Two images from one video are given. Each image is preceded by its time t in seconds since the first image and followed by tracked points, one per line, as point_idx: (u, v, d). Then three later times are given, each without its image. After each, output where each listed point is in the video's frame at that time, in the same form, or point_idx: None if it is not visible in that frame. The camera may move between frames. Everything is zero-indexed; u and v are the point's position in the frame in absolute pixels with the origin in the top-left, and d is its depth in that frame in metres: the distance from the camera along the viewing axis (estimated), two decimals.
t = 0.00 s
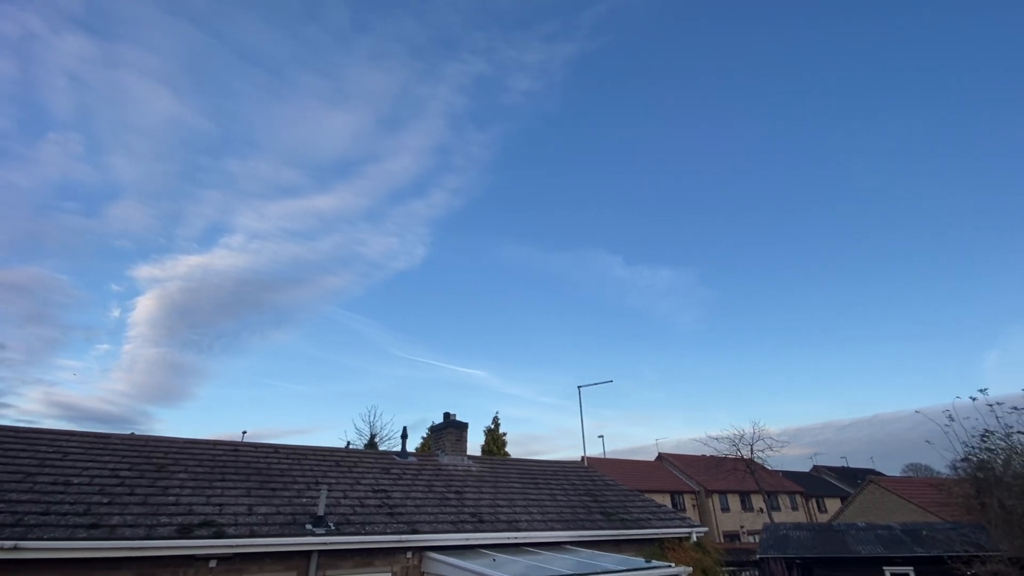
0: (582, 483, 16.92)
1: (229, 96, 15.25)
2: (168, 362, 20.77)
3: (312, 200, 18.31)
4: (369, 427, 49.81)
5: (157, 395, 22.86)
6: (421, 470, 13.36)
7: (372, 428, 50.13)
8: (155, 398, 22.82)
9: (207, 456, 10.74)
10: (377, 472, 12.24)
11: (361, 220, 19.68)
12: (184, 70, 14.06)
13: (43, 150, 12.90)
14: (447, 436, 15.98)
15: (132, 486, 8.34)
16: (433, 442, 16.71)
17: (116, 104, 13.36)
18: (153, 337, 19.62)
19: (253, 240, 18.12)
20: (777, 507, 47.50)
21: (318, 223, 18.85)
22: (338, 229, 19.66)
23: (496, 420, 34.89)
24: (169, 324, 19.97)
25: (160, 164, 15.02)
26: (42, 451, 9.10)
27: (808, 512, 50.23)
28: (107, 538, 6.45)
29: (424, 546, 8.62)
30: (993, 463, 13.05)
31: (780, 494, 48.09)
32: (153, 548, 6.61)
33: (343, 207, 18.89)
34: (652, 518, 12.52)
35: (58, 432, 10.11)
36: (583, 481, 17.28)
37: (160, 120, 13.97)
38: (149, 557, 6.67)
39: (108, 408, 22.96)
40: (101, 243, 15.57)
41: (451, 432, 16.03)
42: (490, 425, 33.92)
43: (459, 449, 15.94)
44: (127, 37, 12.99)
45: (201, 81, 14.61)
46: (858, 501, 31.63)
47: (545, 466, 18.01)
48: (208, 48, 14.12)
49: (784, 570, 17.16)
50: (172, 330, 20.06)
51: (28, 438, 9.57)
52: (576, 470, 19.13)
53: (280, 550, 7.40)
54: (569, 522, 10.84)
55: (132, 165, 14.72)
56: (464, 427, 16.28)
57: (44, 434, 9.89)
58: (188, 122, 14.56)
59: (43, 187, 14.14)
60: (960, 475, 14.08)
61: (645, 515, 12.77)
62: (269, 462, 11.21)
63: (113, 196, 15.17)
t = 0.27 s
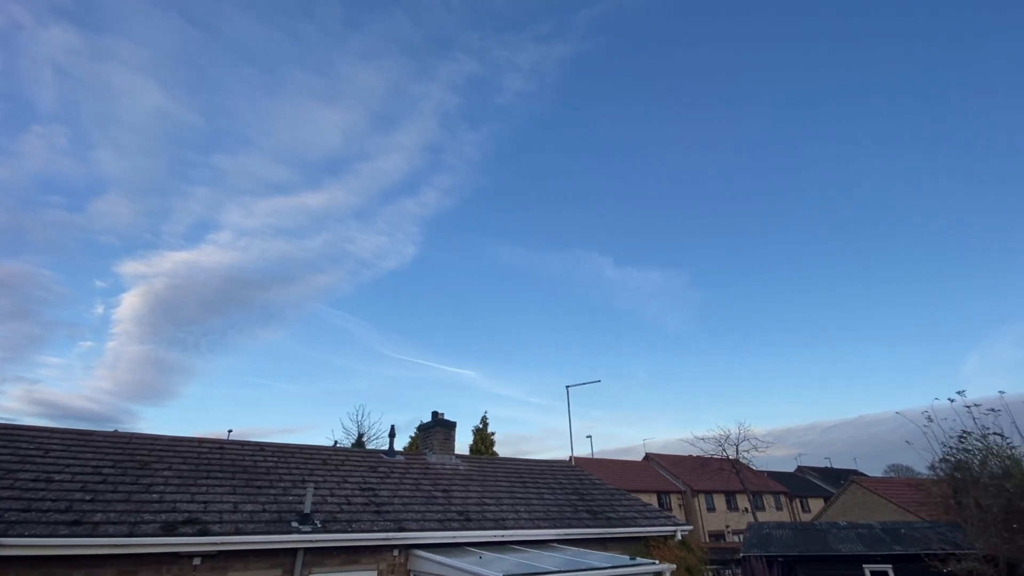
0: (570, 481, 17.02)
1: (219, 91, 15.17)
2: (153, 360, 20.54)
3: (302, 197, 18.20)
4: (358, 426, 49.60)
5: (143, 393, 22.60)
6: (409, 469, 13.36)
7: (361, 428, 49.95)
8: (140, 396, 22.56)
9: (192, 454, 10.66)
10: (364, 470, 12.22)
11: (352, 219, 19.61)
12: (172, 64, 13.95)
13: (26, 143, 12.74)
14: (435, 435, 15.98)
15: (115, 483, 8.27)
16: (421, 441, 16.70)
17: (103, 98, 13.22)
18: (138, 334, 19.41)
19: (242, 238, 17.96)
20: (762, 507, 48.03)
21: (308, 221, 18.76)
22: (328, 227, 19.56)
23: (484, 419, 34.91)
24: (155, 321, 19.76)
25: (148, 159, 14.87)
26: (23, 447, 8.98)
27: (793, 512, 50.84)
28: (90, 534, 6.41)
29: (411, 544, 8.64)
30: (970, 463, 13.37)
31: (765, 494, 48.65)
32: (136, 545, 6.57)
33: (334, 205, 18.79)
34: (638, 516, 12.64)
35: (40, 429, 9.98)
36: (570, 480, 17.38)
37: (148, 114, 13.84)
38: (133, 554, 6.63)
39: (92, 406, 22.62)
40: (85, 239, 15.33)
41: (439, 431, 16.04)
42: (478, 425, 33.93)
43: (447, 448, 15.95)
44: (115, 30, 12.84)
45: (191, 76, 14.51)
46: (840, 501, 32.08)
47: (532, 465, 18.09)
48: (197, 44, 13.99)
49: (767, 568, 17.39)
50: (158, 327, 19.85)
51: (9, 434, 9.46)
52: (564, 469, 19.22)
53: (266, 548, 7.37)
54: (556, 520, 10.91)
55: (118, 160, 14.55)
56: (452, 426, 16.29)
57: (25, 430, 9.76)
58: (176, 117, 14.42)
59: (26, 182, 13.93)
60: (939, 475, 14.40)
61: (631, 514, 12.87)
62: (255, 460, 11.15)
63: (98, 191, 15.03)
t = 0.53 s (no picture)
0: (562, 481, 17.06)
1: (212, 87, 15.05)
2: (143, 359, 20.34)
3: (295, 195, 18.09)
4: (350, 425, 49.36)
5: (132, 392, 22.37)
6: (401, 468, 13.34)
7: (353, 428, 49.75)
8: (128, 395, 22.34)
9: (182, 453, 10.57)
10: (356, 469, 12.19)
11: (345, 217, 19.55)
12: (164, 61, 13.85)
13: (14, 137, 12.60)
14: (428, 435, 15.97)
15: (104, 482, 8.19)
16: (414, 440, 16.67)
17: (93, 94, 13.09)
18: (127, 332, 19.22)
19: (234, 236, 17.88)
20: (752, 507, 48.37)
21: (300, 219, 18.68)
22: (321, 225, 19.49)
23: (476, 419, 34.89)
24: (145, 319, 19.58)
25: (139, 155, 14.73)
26: (10, 446, 8.87)
27: (782, 512, 51.22)
28: (77, 533, 6.35)
29: (402, 543, 8.62)
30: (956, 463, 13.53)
31: (755, 494, 48.99)
32: (124, 545, 6.51)
33: (327, 203, 18.71)
34: (629, 516, 12.68)
35: (27, 427, 9.86)
36: (562, 480, 17.41)
37: (138, 111, 13.71)
38: (121, 554, 6.58)
39: (80, 404, 22.36)
40: (74, 235, 15.16)
41: (431, 430, 16.02)
42: (471, 424, 33.91)
43: (439, 448, 15.94)
44: (107, 25, 12.71)
45: (184, 72, 14.42)
46: (829, 501, 32.37)
47: (524, 465, 18.11)
48: (190, 41, 13.89)
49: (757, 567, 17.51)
50: (147, 325, 19.68)
51: None
52: (556, 468, 19.25)
53: (256, 547, 7.34)
54: (548, 520, 10.93)
55: (108, 156, 14.38)
56: (444, 426, 16.28)
57: (12, 428, 9.64)
58: (167, 113, 14.31)
59: (13, 177, 13.75)
60: (926, 476, 14.59)
61: (622, 514, 12.91)
62: (246, 459, 11.09)
63: (87, 186, 14.93)
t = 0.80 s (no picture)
0: (559, 481, 17.06)
1: (209, 86, 14.99)
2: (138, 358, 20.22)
3: (292, 194, 18.04)
4: (346, 425, 49.25)
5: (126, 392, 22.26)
6: (398, 467, 13.32)
7: (349, 428, 49.64)
8: (122, 394, 22.21)
9: (177, 452, 10.52)
10: (353, 469, 12.16)
11: (342, 217, 19.50)
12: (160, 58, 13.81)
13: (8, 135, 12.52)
14: (424, 434, 15.94)
15: (98, 481, 8.14)
16: (410, 439, 16.64)
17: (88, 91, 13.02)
18: (122, 331, 19.11)
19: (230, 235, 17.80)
20: (747, 507, 48.54)
21: (298, 218, 18.63)
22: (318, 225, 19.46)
23: (473, 419, 34.85)
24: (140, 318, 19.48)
25: (134, 153, 14.66)
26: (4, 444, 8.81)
27: (777, 512, 51.42)
28: (72, 532, 6.30)
29: (399, 543, 8.61)
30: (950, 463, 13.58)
31: (750, 494, 49.15)
32: (119, 544, 6.47)
33: (324, 203, 18.65)
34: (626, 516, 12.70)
35: (21, 425, 9.79)
36: (559, 479, 17.42)
37: (134, 109, 13.66)
38: (117, 553, 6.54)
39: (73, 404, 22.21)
40: (69, 233, 15.06)
41: (428, 429, 16.00)
42: (467, 424, 33.89)
43: (436, 447, 15.93)
44: (104, 23, 12.66)
45: (181, 70, 14.37)
46: (824, 501, 32.49)
47: (521, 464, 18.10)
48: (187, 38, 13.84)
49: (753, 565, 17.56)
50: (142, 324, 19.58)
51: None
52: (552, 468, 19.25)
53: (252, 547, 7.31)
54: (545, 519, 10.93)
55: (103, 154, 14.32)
56: (441, 425, 16.26)
57: (5, 427, 9.58)
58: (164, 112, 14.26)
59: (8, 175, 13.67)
60: (921, 476, 14.65)
61: (619, 513, 12.93)
62: (242, 458, 11.04)
63: (82, 184, 14.86)
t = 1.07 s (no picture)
0: (560, 479, 17.07)
1: (209, 85, 14.99)
2: (138, 358, 20.23)
3: (293, 194, 18.05)
4: (346, 425, 49.27)
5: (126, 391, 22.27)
6: (400, 465, 13.34)
7: (350, 428, 49.66)
8: (122, 394, 22.21)
9: (180, 448, 10.54)
10: (355, 466, 12.18)
11: (342, 217, 19.50)
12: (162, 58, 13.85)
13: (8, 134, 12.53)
14: (426, 432, 15.95)
15: (102, 477, 8.16)
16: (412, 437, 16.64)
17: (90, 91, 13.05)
18: (122, 331, 19.11)
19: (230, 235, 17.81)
20: (747, 506, 48.55)
21: (298, 218, 18.65)
22: (318, 225, 19.48)
23: (474, 418, 34.88)
24: (140, 318, 19.49)
25: (135, 153, 14.69)
26: (7, 441, 8.82)
27: (778, 512, 51.44)
28: (76, 527, 6.32)
29: (402, 539, 8.62)
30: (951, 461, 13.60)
31: (750, 494, 49.16)
32: (124, 539, 6.49)
33: (325, 203, 18.65)
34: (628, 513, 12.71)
35: (24, 422, 9.81)
36: (560, 477, 17.43)
37: (136, 108, 13.68)
38: (121, 548, 6.56)
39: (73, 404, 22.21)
40: (69, 233, 15.06)
41: (430, 427, 16.01)
42: (468, 423, 33.90)
43: (438, 445, 15.93)
44: (106, 22, 12.68)
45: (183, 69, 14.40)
46: (824, 500, 32.51)
47: (522, 462, 18.11)
48: (188, 38, 13.85)
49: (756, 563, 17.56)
50: (142, 323, 19.59)
51: None
52: (553, 466, 19.26)
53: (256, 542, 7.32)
54: (547, 517, 10.94)
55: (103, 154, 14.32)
56: (443, 423, 16.27)
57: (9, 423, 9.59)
58: (165, 111, 14.29)
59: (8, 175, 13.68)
60: (922, 474, 14.66)
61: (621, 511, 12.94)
62: (245, 455, 11.06)
63: (82, 185, 14.88)
